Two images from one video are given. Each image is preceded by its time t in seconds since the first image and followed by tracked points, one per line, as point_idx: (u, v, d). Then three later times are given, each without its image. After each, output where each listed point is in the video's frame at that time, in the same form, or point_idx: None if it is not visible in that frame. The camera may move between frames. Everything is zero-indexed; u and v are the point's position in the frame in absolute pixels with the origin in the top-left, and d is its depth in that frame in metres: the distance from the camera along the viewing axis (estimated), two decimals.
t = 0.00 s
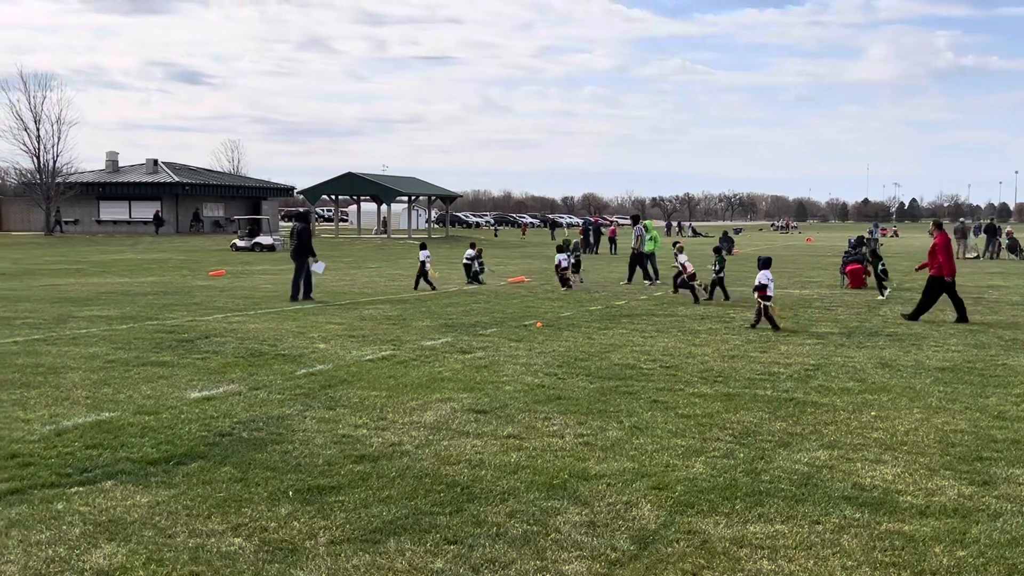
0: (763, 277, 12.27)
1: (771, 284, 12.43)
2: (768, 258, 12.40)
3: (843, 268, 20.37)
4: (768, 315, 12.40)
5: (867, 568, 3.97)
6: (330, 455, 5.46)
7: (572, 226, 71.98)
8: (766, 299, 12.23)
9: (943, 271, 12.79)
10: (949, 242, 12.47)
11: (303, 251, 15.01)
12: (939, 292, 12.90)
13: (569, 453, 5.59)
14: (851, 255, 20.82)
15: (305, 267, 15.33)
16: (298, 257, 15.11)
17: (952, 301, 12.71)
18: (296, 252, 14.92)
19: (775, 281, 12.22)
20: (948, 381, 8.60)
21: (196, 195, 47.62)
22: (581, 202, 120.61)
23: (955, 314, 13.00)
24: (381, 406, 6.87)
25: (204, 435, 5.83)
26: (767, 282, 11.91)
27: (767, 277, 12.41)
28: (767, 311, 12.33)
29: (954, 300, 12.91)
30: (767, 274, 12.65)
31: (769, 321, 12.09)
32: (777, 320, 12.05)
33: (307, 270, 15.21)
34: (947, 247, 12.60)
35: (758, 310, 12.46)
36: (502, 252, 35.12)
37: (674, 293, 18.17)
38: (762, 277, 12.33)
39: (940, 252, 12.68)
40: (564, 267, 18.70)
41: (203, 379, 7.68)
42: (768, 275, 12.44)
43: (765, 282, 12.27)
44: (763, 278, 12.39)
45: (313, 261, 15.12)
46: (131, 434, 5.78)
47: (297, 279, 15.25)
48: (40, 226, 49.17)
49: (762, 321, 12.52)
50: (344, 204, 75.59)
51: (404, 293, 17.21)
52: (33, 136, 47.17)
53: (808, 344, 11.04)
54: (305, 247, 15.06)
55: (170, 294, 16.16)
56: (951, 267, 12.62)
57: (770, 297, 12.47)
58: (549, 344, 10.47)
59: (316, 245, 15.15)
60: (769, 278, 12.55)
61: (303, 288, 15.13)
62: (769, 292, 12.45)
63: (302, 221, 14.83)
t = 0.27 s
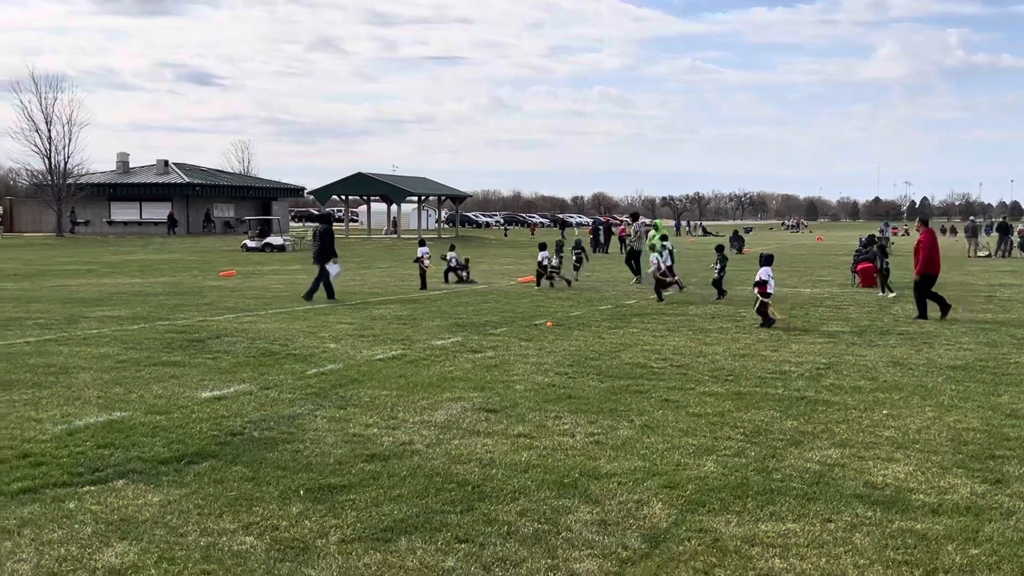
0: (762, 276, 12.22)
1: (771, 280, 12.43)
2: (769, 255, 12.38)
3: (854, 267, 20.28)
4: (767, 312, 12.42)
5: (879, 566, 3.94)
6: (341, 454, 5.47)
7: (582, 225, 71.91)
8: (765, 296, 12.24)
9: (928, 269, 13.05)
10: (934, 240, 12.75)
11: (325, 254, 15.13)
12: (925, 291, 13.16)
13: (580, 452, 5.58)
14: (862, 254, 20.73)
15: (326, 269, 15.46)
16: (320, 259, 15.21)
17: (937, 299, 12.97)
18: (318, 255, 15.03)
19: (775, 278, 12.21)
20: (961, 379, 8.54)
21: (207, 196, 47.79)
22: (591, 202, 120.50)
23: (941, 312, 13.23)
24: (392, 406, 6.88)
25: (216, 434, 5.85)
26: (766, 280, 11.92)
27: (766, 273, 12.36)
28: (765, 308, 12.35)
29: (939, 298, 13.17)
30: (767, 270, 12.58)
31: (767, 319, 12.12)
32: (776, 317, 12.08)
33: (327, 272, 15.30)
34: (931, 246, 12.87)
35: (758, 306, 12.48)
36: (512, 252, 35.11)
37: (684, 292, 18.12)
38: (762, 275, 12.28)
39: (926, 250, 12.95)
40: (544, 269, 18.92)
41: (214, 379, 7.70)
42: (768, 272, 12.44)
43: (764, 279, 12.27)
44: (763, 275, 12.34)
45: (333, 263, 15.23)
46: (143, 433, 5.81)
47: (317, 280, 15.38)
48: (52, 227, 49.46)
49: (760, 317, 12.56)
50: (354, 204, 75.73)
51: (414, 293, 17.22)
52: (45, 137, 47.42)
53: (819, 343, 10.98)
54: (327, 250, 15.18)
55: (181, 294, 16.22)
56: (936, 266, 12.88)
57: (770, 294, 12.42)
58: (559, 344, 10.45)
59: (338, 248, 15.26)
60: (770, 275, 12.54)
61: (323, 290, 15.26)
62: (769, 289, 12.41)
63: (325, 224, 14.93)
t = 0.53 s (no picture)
0: (765, 275, 12.13)
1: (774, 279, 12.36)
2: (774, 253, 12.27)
3: (866, 264, 20.19)
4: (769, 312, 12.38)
5: (892, 563, 3.93)
6: (353, 452, 5.48)
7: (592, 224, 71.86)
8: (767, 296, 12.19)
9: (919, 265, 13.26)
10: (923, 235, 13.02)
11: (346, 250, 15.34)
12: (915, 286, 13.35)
13: (591, 450, 5.57)
14: (873, 251, 20.64)
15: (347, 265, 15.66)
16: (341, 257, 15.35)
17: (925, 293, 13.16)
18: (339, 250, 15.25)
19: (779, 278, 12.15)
20: (974, 377, 8.49)
21: (218, 195, 47.97)
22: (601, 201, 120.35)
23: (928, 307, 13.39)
24: (403, 404, 6.89)
25: (228, 432, 5.87)
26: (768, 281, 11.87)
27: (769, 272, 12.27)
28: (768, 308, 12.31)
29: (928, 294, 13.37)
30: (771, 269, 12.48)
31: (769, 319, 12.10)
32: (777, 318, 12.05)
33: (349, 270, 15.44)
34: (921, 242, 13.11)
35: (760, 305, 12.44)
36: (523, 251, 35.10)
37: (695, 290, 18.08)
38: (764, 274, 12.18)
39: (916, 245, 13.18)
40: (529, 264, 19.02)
41: (226, 378, 7.73)
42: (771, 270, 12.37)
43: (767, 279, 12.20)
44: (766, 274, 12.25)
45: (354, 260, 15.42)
46: (155, 431, 5.83)
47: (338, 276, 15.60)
48: (65, 227, 49.76)
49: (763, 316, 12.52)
50: (364, 203, 75.87)
51: (425, 292, 17.24)
52: (57, 137, 47.68)
53: (831, 341, 10.94)
54: (349, 247, 15.39)
55: (193, 293, 16.29)
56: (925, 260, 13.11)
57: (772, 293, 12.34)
58: (570, 342, 10.43)
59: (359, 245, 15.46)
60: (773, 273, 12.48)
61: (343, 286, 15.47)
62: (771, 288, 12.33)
63: (346, 222, 15.14)
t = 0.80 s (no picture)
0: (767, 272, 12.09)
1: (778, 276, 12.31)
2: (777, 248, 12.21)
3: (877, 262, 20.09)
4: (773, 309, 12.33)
5: (906, 563, 3.90)
6: (365, 450, 5.48)
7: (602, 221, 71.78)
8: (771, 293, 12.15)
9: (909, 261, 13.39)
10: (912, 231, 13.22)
11: (368, 250, 15.37)
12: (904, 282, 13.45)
13: (603, 449, 5.55)
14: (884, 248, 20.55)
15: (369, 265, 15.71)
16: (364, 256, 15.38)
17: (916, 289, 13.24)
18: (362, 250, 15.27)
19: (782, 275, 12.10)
20: (987, 375, 8.43)
21: (229, 193, 48.11)
22: (610, 198, 120.18)
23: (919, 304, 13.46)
24: (414, 402, 6.89)
25: (240, 430, 5.88)
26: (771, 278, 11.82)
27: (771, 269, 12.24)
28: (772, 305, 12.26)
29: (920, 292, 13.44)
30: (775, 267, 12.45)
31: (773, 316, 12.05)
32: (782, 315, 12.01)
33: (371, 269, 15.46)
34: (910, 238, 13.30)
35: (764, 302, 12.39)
36: (532, 248, 35.06)
37: (706, 288, 18.02)
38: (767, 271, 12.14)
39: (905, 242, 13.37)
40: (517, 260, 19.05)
41: (238, 375, 7.75)
42: (775, 267, 12.32)
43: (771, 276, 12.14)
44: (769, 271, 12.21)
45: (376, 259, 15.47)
46: (167, 429, 5.85)
47: (360, 276, 15.65)
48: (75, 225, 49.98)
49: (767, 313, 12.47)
50: (373, 200, 76.08)
51: (435, 290, 17.23)
52: (68, 136, 47.87)
53: (843, 339, 10.88)
54: (371, 247, 15.43)
55: (203, 291, 16.33)
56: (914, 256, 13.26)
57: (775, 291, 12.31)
58: (580, 340, 10.41)
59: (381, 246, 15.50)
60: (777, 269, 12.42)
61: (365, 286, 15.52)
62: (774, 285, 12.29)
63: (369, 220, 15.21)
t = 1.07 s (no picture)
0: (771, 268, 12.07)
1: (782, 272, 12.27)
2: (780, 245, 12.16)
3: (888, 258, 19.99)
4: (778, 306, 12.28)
5: (925, 561, 3.86)
6: (377, 446, 5.47)
7: (611, 218, 71.69)
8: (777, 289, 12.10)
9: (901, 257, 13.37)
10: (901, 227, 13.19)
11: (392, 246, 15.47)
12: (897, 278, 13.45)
13: (616, 445, 5.53)
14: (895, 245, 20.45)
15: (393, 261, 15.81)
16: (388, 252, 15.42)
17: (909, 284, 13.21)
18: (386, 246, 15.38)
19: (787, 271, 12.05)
20: (1002, 372, 8.37)
21: (238, 189, 48.23)
22: (619, 195, 119.98)
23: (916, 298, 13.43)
24: (426, 398, 6.88)
25: (253, 426, 5.88)
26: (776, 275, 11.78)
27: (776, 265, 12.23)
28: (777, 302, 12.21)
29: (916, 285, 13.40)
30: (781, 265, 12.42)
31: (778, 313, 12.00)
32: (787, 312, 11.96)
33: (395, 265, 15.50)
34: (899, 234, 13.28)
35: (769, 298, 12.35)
36: (542, 245, 35.01)
37: (716, 284, 17.96)
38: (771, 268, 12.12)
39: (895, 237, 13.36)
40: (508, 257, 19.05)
41: (249, 371, 7.76)
42: (779, 264, 12.27)
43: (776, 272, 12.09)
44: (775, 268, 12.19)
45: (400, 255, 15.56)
46: (180, 425, 5.85)
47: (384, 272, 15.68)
48: (86, 221, 50.19)
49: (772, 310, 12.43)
50: (382, 196, 76.17)
51: (445, 286, 17.23)
52: (79, 132, 48.04)
53: (855, 336, 10.82)
54: (395, 242, 15.49)
55: (214, 287, 16.37)
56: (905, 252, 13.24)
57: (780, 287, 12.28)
58: (591, 336, 10.39)
59: (405, 241, 15.60)
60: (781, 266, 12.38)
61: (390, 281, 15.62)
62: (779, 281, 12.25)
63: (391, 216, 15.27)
